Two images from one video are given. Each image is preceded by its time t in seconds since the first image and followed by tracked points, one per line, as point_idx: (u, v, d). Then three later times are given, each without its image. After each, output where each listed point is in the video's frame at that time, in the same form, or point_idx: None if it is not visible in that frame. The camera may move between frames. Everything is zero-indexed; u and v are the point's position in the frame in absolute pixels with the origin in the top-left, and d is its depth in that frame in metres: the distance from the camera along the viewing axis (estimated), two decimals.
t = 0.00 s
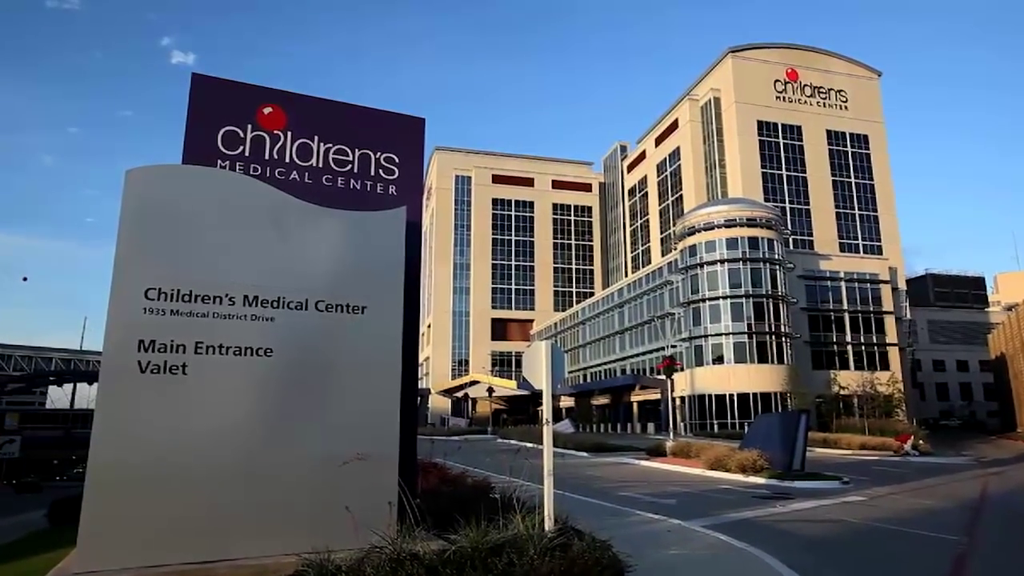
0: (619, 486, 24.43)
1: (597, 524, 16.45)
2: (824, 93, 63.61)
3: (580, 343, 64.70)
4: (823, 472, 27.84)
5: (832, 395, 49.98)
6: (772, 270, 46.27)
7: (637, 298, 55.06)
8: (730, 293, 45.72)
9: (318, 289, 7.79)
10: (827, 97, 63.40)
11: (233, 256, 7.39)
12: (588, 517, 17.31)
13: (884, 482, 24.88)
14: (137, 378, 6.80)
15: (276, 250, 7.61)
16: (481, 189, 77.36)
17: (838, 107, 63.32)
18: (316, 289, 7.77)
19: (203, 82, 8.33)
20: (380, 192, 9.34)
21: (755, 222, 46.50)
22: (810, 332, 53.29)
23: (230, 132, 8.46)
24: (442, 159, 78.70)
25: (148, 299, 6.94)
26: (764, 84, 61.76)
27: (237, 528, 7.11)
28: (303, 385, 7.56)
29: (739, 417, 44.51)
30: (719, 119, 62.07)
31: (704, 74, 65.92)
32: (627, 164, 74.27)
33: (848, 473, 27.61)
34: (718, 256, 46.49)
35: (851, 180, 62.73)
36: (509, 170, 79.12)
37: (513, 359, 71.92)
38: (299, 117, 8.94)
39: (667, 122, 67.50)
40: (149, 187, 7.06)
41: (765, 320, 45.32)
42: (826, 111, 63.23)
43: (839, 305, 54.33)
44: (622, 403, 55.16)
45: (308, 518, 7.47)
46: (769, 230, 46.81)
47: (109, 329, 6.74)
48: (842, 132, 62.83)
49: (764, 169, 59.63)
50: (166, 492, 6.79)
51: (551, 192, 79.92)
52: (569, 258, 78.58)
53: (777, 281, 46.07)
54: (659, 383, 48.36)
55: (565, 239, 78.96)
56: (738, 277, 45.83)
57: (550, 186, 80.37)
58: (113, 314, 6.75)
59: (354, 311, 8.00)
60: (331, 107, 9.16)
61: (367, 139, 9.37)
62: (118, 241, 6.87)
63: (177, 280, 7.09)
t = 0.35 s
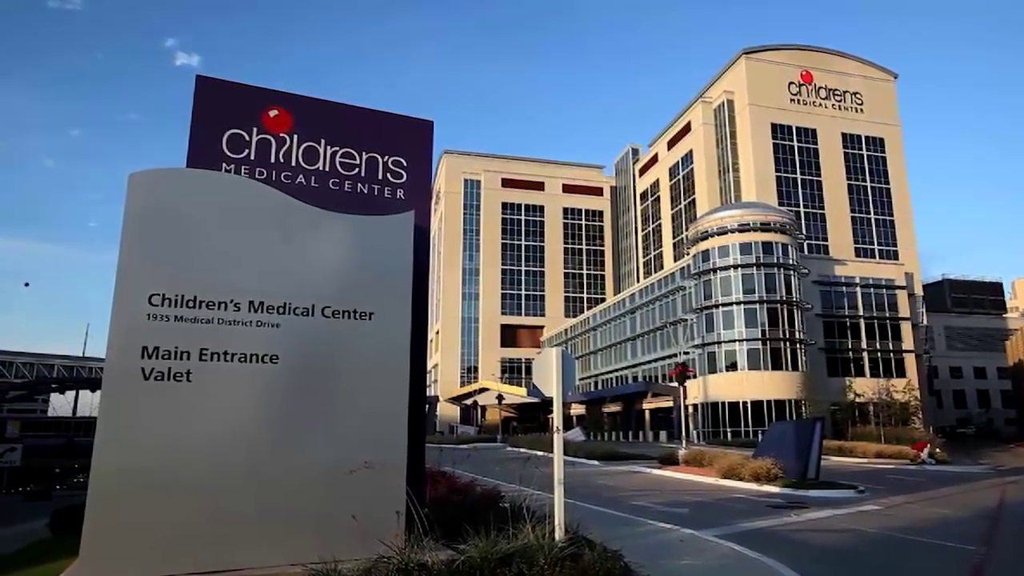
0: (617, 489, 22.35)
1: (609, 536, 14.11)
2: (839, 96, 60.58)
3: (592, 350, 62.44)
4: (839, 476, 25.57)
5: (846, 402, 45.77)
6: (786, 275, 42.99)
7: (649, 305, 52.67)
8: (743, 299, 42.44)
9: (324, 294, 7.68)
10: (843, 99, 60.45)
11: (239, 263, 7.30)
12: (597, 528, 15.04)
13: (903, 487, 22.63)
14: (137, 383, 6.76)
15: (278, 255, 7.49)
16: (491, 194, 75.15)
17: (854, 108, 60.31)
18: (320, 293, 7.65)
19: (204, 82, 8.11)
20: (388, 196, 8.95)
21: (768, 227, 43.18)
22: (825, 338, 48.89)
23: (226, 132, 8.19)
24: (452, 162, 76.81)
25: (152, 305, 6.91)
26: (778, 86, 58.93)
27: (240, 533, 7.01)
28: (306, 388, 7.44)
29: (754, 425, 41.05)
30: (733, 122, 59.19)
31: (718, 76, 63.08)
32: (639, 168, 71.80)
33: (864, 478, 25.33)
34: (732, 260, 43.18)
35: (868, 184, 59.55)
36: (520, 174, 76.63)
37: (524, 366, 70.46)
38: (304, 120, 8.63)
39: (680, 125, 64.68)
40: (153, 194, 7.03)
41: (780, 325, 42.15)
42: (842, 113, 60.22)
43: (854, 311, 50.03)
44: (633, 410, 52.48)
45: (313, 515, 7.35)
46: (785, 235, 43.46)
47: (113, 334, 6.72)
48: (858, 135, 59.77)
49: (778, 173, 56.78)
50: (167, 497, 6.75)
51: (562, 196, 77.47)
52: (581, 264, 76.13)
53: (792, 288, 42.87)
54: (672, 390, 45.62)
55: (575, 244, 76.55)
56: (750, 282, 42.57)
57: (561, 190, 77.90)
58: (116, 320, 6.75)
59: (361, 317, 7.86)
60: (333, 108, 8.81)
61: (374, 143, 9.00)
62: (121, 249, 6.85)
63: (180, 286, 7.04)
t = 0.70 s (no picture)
0: (620, 497, 20.43)
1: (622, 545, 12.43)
2: (852, 99, 57.24)
3: (603, 357, 60.34)
4: (858, 485, 23.53)
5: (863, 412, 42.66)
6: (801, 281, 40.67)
7: (660, 311, 50.19)
8: (757, 304, 40.16)
9: (331, 298, 6.68)
10: (857, 102, 57.14)
11: (245, 267, 6.38)
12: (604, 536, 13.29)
13: (929, 496, 20.61)
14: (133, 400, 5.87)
15: (280, 256, 6.52)
16: (501, 198, 73.18)
17: (870, 112, 56.93)
18: (327, 298, 6.66)
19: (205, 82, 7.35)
20: (397, 201, 8.05)
21: (782, 231, 40.90)
22: (840, 346, 46.22)
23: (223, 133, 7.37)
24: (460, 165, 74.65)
25: (156, 311, 6.03)
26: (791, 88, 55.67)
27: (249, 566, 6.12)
28: (319, 404, 6.50)
29: (768, 434, 38.70)
30: (745, 126, 56.09)
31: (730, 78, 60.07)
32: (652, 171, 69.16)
33: (884, 487, 23.28)
34: (745, 266, 40.94)
35: (881, 188, 56.06)
36: (531, 177, 74.69)
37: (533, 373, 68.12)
38: (310, 119, 7.77)
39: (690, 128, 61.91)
40: (152, 197, 6.16)
41: (794, 332, 39.76)
42: (855, 117, 56.72)
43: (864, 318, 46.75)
44: (645, 418, 49.78)
45: (325, 550, 6.40)
46: (799, 240, 41.17)
47: (112, 344, 5.87)
48: (872, 138, 56.24)
49: (791, 177, 53.52)
50: (167, 521, 5.87)
51: (573, 200, 75.89)
52: (591, 268, 74.37)
53: (806, 293, 40.49)
54: (685, 397, 43.01)
55: (586, 249, 74.65)
56: (764, 288, 40.26)
57: (572, 194, 76.14)
58: (116, 330, 5.88)
59: (367, 324, 6.83)
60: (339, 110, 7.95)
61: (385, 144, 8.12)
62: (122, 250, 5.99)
63: (183, 289, 6.16)
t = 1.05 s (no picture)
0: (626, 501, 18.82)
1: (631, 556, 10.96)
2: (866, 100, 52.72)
3: (612, 361, 58.44)
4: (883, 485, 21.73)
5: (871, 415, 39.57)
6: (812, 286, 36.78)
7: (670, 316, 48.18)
8: (767, 309, 36.36)
9: (339, 302, 6.52)
10: (870, 104, 52.62)
11: (258, 274, 6.26)
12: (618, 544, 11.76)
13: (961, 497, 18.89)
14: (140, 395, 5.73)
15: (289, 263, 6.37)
16: (510, 202, 71.67)
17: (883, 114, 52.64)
18: (334, 301, 6.49)
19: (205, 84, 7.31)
20: (401, 204, 8.04)
21: (794, 235, 36.99)
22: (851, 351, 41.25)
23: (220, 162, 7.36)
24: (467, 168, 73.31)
25: (160, 317, 5.93)
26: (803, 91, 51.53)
27: (243, 563, 5.95)
28: (320, 417, 6.28)
29: (778, 441, 34.78)
30: (756, 128, 52.13)
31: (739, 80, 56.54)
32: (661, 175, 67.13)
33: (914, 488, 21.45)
34: (755, 271, 37.04)
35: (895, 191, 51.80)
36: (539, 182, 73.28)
37: (542, 378, 66.87)
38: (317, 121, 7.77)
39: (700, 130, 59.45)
40: (161, 201, 6.05)
41: (805, 337, 35.97)
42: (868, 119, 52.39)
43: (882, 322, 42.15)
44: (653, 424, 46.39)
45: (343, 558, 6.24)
46: (811, 244, 37.35)
47: (118, 349, 5.75)
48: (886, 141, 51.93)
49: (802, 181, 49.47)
50: (172, 515, 5.78)
51: (583, 204, 74.06)
52: (601, 273, 72.66)
53: (818, 298, 36.72)
54: (694, 403, 39.35)
55: (595, 253, 73.28)
56: (774, 291, 36.53)
57: (581, 198, 74.30)
58: (120, 341, 5.77)
59: (377, 329, 6.65)
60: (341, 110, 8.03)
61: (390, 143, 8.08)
62: (130, 254, 5.89)
63: (188, 295, 6.03)
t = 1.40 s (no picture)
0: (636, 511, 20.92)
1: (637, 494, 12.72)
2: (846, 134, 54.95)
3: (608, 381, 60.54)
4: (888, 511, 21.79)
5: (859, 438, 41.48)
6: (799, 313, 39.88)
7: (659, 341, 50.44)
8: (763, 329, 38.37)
9: (339, 308, 8.26)
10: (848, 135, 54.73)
11: (243, 274, 8.21)
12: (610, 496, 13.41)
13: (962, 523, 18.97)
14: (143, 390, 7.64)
15: (286, 273, 8.33)
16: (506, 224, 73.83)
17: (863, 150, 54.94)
18: (335, 308, 8.24)
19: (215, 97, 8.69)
20: (410, 208, 8.91)
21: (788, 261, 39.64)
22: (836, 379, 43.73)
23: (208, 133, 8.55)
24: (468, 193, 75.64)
25: (163, 321, 7.74)
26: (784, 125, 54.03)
27: (241, 524, 8.14)
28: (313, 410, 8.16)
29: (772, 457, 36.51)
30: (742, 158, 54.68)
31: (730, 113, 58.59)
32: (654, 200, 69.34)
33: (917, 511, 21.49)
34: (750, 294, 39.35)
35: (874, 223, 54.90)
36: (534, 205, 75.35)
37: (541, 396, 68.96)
38: (319, 120, 8.65)
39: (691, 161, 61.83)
40: (171, 196, 8.37)
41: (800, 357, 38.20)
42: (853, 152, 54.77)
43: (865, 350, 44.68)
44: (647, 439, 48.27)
45: (338, 521, 8.32)
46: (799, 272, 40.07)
47: (126, 353, 7.64)
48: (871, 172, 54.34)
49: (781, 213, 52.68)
50: (185, 484, 7.88)
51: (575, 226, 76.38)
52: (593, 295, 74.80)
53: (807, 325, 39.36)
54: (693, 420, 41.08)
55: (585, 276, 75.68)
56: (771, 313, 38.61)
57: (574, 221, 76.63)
58: (127, 343, 7.62)
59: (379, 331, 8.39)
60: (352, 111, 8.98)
61: (397, 143, 8.89)
62: (136, 262, 8.06)
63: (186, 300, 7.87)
